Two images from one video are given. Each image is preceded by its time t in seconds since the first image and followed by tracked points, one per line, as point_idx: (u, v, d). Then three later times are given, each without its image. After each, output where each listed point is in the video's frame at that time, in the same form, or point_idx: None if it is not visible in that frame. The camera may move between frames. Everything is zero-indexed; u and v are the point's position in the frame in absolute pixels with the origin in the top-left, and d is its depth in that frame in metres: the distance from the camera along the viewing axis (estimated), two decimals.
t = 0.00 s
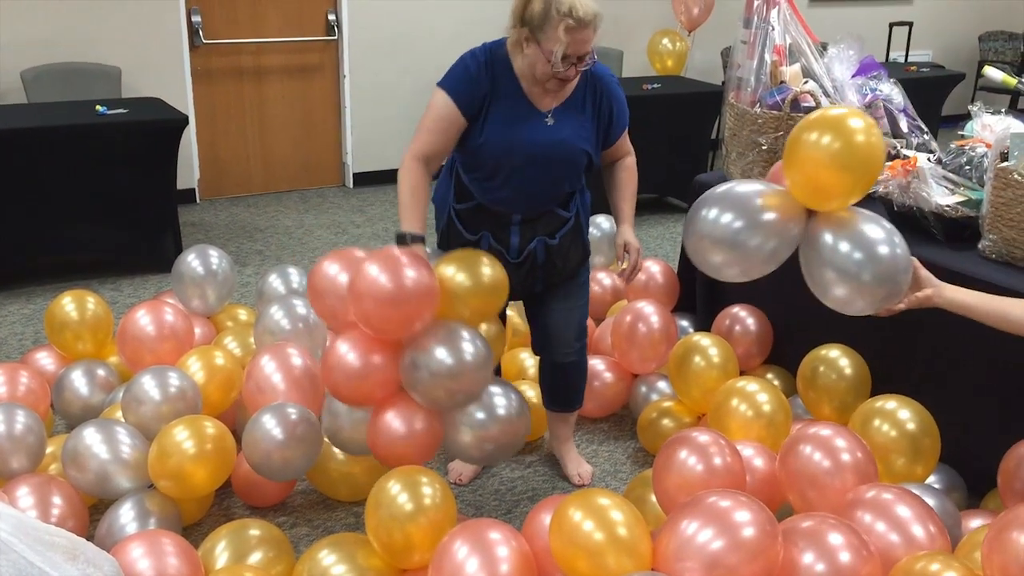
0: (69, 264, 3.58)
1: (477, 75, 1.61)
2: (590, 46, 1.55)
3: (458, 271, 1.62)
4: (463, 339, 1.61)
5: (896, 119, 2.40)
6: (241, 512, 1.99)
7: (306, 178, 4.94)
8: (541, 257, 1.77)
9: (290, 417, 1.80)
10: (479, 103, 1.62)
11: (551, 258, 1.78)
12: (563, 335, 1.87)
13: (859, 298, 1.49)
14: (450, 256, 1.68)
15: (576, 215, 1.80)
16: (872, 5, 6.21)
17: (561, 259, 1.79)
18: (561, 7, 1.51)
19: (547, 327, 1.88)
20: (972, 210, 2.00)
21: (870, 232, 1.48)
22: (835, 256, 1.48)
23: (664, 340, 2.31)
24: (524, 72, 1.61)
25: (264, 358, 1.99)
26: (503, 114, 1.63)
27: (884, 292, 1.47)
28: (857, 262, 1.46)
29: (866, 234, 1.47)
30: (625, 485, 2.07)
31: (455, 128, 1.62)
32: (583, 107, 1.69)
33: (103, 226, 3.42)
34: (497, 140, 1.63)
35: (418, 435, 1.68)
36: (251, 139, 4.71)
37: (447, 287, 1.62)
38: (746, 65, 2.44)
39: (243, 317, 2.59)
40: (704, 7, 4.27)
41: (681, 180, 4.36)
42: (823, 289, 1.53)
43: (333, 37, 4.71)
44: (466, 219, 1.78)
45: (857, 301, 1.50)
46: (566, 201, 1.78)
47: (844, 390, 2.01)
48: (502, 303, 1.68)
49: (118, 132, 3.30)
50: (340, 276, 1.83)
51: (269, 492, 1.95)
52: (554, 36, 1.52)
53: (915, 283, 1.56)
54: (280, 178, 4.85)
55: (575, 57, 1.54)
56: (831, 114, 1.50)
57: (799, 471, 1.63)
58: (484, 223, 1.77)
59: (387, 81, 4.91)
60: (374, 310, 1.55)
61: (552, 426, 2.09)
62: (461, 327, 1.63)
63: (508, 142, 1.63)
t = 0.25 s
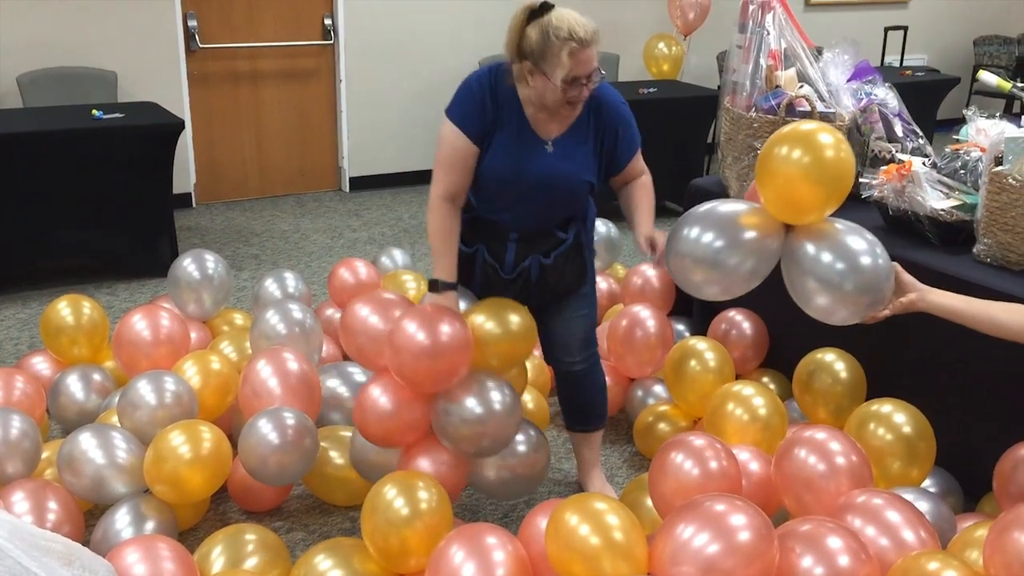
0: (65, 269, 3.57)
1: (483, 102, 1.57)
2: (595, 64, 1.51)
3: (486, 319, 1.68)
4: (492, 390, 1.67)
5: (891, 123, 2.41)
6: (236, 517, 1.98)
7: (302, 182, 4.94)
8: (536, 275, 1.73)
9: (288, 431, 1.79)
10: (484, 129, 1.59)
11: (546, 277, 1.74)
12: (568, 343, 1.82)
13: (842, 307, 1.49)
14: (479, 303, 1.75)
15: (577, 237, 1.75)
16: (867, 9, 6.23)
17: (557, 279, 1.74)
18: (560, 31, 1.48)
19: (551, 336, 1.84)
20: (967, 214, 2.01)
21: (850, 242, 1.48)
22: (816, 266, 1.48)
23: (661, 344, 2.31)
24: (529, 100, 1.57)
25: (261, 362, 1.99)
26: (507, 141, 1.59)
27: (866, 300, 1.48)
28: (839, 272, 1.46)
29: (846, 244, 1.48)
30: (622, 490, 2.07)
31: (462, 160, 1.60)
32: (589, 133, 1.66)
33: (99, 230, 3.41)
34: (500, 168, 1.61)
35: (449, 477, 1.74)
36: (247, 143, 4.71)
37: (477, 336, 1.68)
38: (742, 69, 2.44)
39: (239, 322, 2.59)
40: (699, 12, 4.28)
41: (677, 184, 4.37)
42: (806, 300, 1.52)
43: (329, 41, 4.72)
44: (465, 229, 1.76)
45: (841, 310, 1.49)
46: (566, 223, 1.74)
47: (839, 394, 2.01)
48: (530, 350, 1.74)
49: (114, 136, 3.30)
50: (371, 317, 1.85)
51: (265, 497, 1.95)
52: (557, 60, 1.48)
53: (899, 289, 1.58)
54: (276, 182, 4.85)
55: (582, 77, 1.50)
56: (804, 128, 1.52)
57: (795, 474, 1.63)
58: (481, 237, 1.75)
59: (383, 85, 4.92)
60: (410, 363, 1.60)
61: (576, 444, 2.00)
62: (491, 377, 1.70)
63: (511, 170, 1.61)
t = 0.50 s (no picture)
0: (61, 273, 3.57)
1: (503, 111, 1.58)
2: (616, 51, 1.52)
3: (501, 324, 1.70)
4: (511, 399, 1.70)
5: (886, 127, 2.41)
6: (233, 522, 1.98)
7: (299, 186, 4.94)
8: (581, 282, 1.73)
9: (285, 437, 1.79)
10: (507, 137, 1.59)
11: (591, 284, 1.74)
12: (597, 351, 1.84)
13: (832, 314, 1.49)
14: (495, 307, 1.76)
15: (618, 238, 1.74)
16: (863, 13, 6.25)
17: (602, 285, 1.75)
18: (578, 25, 1.48)
19: (585, 344, 1.84)
20: (962, 218, 2.02)
21: (841, 250, 1.49)
22: (808, 274, 1.49)
23: (657, 347, 2.32)
24: (552, 101, 1.57)
25: (257, 366, 1.99)
26: (532, 145, 1.59)
27: (857, 306, 1.48)
28: (830, 279, 1.47)
29: (837, 253, 1.48)
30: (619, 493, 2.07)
31: (485, 168, 1.60)
32: (619, 125, 1.63)
33: (96, 234, 3.41)
34: (528, 170, 1.60)
35: (474, 478, 1.81)
36: (245, 147, 4.71)
37: (492, 344, 1.69)
38: (738, 73, 2.45)
39: (236, 326, 2.59)
40: (696, 16, 4.29)
41: (674, 187, 4.38)
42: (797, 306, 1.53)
43: (326, 45, 4.73)
44: (504, 244, 1.76)
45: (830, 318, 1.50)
46: (607, 225, 1.72)
47: (836, 397, 2.02)
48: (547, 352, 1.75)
49: (111, 140, 3.30)
50: (387, 329, 1.82)
51: (262, 501, 1.95)
52: (581, 55, 1.48)
53: (886, 300, 1.57)
54: (273, 186, 4.85)
55: (608, 67, 1.51)
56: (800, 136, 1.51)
57: (790, 477, 1.63)
58: (521, 248, 1.74)
59: (380, 89, 4.92)
60: (427, 389, 1.61)
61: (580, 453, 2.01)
62: (509, 388, 1.72)
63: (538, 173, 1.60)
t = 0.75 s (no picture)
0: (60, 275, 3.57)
1: (522, 111, 1.59)
2: (624, 33, 1.50)
3: (515, 322, 1.68)
4: (530, 397, 1.69)
5: (885, 129, 2.41)
6: (232, 524, 1.98)
7: (298, 189, 4.94)
8: (604, 286, 1.73)
9: (284, 440, 1.78)
10: (526, 140, 1.60)
11: (616, 287, 1.74)
12: (608, 359, 1.85)
13: (823, 332, 1.46)
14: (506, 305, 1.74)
15: (641, 242, 1.74)
16: (861, 15, 6.25)
17: (625, 289, 1.75)
18: (581, 9, 1.49)
19: (597, 351, 1.86)
20: (961, 220, 2.02)
21: (832, 268, 1.46)
22: (797, 291, 1.47)
23: (656, 349, 2.33)
24: (569, 98, 1.58)
25: (256, 368, 1.99)
26: (551, 147, 1.60)
27: (849, 325, 1.45)
28: (821, 297, 1.45)
29: (829, 270, 1.46)
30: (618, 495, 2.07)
31: (504, 168, 1.61)
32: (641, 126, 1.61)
33: (94, 237, 3.41)
34: (546, 171, 1.61)
35: (493, 476, 1.81)
36: (244, 150, 4.71)
37: (505, 341, 1.67)
38: (736, 76, 2.45)
39: (235, 328, 2.59)
40: (694, 18, 4.29)
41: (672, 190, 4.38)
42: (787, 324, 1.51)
43: (325, 48, 4.73)
44: (526, 248, 1.76)
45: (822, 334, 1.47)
46: (630, 229, 1.73)
47: (835, 399, 2.02)
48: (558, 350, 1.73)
49: (110, 143, 3.30)
50: (399, 331, 1.80)
51: (262, 503, 1.94)
52: (583, 38, 1.49)
53: (878, 312, 1.54)
54: (272, 188, 4.85)
55: (613, 49, 1.49)
56: (781, 153, 1.48)
57: (791, 479, 1.63)
58: (544, 252, 1.75)
59: (379, 92, 4.92)
60: (445, 390, 1.61)
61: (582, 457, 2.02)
62: (528, 386, 1.71)
63: (554, 172, 1.60)
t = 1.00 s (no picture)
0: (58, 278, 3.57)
1: (533, 105, 1.61)
2: (621, 18, 1.52)
3: (523, 313, 1.67)
4: (546, 381, 1.68)
5: (883, 131, 2.41)
6: (231, 526, 1.98)
7: (297, 191, 4.94)
8: (604, 290, 1.71)
9: (282, 439, 1.78)
10: (534, 133, 1.62)
11: (616, 291, 1.72)
12: (608, 367, 1.81)
13: (764, 371, 1.59)
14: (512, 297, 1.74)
15: (644, 247, 1.74)
16: (859, 17, 6.26)
17: (626, 294, 1.74)
18: None
19: (598, 354, 1.81)
20: (959, 221, 2.02)
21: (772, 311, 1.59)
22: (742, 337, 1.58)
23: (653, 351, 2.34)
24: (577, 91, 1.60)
25: (255, 371, 1.99)
26: (557, 142, 1.61)
27: (791, 363, 1.59)
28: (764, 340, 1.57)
29: (770, 314, 1.58)
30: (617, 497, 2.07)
31: (514, 160, 1.63)
32: (652, 129, 1.62)
33: (93, 239, 3.41)
34: (553, 166, 1.61)
35: (508, 476, 1.78)
36: (242, 152, 4.71)
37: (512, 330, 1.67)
38: (734, 78, 2.45)
39: (234, 330, 2.59)
40: (692, 20, 4.29)
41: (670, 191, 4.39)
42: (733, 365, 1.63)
43: (323, 50, 4.73)
44: (530, 245, 1.75)
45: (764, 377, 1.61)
46: (634, 234, 1.72)
47: (833, 401, 2.02)
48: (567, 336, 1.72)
49: (108, 145, 3.30)
50: (404, 331, 1.82)
51: (260, 504, 1.94)
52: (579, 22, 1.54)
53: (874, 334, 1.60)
54: (270, 190, 4.85)
55: (605, 31, 1.52)
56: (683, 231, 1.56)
57: (791, 481, 1.63)
58: (546, 252, 1.74)
59: (377, 94, 4.93)
60: (461, 367, 1.61)
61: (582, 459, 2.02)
62: (545, 372, 1.70)
63: (562, 169, 1.60)
